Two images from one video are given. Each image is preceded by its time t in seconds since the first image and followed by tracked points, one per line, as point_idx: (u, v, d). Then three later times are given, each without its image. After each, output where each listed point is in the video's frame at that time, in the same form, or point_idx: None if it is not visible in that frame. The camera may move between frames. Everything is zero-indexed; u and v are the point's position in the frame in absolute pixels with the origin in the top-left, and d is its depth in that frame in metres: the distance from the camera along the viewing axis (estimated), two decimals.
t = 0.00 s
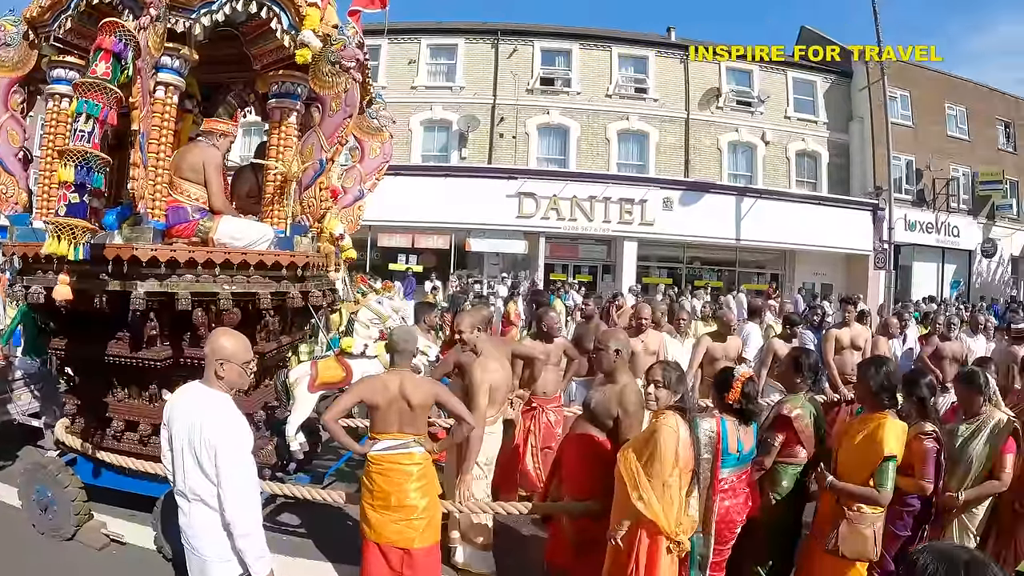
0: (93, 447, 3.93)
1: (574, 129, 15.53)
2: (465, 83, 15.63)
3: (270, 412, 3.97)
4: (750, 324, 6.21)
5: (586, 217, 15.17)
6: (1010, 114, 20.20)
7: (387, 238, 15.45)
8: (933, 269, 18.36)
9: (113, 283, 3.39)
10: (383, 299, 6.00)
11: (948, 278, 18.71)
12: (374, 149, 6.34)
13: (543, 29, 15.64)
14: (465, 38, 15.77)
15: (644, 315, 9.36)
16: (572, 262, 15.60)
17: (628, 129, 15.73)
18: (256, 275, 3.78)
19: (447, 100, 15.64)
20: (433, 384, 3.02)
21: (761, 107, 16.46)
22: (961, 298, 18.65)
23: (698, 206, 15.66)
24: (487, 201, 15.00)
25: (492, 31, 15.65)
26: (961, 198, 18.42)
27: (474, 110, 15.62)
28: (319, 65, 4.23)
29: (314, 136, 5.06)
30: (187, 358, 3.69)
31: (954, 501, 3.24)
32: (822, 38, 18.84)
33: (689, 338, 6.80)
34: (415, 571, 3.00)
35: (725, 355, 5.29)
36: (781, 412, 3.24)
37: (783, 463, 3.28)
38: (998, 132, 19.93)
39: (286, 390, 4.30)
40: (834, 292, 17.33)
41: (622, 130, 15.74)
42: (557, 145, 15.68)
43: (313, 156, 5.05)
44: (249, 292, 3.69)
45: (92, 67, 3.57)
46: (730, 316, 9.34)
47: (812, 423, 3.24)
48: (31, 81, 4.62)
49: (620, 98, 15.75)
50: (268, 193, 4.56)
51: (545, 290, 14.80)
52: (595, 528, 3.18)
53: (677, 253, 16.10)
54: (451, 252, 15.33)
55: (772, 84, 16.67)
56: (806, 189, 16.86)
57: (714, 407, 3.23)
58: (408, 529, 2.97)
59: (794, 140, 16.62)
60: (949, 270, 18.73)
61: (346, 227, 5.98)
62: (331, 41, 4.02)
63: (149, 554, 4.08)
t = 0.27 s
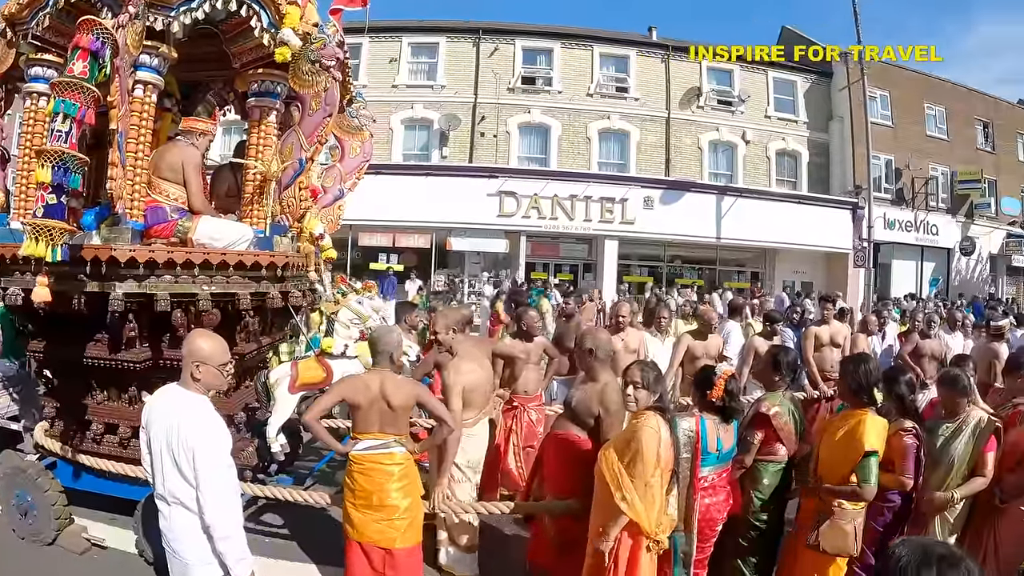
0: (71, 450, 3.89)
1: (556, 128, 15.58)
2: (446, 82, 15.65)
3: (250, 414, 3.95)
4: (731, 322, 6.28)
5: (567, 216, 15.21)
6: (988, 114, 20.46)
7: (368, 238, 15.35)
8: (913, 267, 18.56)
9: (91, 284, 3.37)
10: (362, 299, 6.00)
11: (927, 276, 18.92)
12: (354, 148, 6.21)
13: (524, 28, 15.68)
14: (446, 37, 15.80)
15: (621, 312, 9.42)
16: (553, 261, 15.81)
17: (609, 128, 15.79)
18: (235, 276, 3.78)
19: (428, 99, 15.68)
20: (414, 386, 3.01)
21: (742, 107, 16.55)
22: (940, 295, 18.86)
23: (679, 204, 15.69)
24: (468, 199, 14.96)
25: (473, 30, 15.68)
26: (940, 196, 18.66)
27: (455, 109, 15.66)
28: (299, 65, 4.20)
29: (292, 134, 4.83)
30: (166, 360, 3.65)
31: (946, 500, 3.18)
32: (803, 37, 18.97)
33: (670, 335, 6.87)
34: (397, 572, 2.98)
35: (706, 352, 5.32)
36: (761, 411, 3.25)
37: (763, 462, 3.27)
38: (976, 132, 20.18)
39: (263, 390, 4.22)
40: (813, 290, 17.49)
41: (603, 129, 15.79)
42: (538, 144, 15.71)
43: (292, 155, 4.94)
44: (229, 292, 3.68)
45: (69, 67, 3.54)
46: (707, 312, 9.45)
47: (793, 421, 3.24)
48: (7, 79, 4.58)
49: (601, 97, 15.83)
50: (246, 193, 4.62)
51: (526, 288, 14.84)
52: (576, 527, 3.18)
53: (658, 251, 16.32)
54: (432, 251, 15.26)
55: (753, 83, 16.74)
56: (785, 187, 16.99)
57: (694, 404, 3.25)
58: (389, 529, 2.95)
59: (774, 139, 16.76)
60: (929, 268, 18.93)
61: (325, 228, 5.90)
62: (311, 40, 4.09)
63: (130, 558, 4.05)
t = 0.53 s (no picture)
0: (47, 453, 3.84)
1: (534, 127, 15.67)
2: (425, 81, 15.70)
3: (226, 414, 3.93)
4: (709, 319, 6.32)
5: (545, 214, 15.33)
6: (965, 115, 20.69)
7: (346, 237, 15.32)
8: (888, 265, 18.86)
9: (65, 284, 3.32)
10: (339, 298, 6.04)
11: (904, 274, 19.15)
12: (331, 146, 6.31)
13: (503, 27, 15.74)
14: (426, 35, 15.82)
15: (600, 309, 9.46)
16: (531, 259, 15.81)
17: (587, 127, 15.91)
18: (209, 275, 3.77)
19: (407, 98, 15.69)
20: (380, 381, 2.97)
21: (721, 106, 16.66)
22: (917, 293, 19.09)
23: (657, 203, 15.84)
24: (447, 199, 15.11)
25: (453, 28, 15.72)
26: (917, 196, 18.92)
27: (435, 107, 15.70)
28: (275, 62, 4.31)
29: (269, 132, 4.97)
30: (142, 360, 3.61)
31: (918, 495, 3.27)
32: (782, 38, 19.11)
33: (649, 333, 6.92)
34: (373, 569, 2.96)
35: (684, 350, 5.36)
36: (738, 408, 3.24)
37: (740, 458, 3.28)
38: (953, 132, 20.42)
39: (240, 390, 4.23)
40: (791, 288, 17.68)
41: (581, 128, 15.92)
42: (516, 143, 15.79)
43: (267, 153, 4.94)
44: (204, 292, 3.66)
45: (42, 62, 3.45)
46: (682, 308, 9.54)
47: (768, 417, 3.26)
48: None
49: (580, 96, 15.90)
50: (222, 191, 4.70)
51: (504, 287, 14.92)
52: (554, 525, 3.19)
53: (636, 250, 16.43)
54: (410, 251, 15.39)
55: (731, 84, 16.91)
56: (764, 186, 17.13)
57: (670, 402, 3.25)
58: (364, 526, 2.93)
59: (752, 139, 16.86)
60: (906, 267, 19.18)
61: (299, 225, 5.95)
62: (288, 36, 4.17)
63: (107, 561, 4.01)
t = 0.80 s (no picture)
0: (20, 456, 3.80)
1: (512, 126, 15.82)
2: (403, 79, 15.78)
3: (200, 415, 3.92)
4: (684, 318, 6.40)
5: (523, 214, 15.41)
6: (940, 116, 21.04)
7: (323, 236, 15.26)
8: (865, 264, 19.12)
9: (37, 285, 3.26)
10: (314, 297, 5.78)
11: (880, 273, 19.40)
12: (305, 145, 6.36)
13: (481, 26, 15.87)
14: (404, 34, 15.93)
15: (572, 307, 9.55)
16: (509, 258, 15.93)
17: (564, 126, 16.11)
18: (182, 275, 3.80)
19: (385, 97, 15.74)
20: (339, 378, 2.95)
21: (698, 106, 17.06)
22: (893, 291, 19.34)
23: (635, 202, 16.09)
24: (424, 198, 15.06)
25: (431, 28, 15.84)
26: (893, 196, 19.23)
27: (413, 106, 15.78)
28: (250, 59, 4.45)
29: (242, 130, 4.89)
30: (115, 361, 3.62)
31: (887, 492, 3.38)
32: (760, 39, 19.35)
33: (625, 332, 7.00)
34: (347, 570, 2.94)
35: (660, 348, 5.42)
36: (712, 407, 3.27)
37: (715, 456, 3.32)
38: (927, 133, 20.76)
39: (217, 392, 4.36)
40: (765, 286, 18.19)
41: (558, 128, 16.10)
42: (494, 142, 15.93)
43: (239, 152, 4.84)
44: (177, 292, 3.70)
45: (11, 61, 3.36)
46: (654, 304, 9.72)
47: (742, 415, 3.28)
48: None
49: (558, 96, 16.13)
50: (196, 189, 4.75)
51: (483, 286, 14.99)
52: (530, 523, 3.21)
53: (615, 249, 16.68)
54: (388, 250, 15.35)
55: (707, 83, 17.31)
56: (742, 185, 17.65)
57: (643, 398, 3.27)
58: (334, 526, 2.92)
59: (729, 138, 17.31)
60: (882, 265, 19.45)
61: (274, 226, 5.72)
62: (261, 34, 4.39)
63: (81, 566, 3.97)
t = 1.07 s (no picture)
0: None
1: (489, 126, 15.96)
2: (380, 79, 15.85)
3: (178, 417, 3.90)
4: (659, 317, 6.48)
5: (499, 213, 15.58)
6: (916, 117, 21.30)
7: (299, 236, 15.36)
8: (840, 263, 19.39)
9: (8, 286, 3.21)
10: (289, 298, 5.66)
11: (855, 272, 19.70)
12: (281, 144, 6.44)
13: (459, 26, 15.99)
14: (382, 33, 15.99)
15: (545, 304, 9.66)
16: (486, 258, 16.14)
17: (542, 127, 16.24)
18: (155, 275, 3.80)
19: (362, 96, 15.81)
20: (314, 379, 2.96)
21: (675, 107, 17.23)
22: (867, 290, 19.63)
23: (611, 202, 16.27)
24: (400, 200, 15.20)
25: (409, 27, 15.91)
26: (868, 196, 19.40)
27: (390, 106, 15.85)
28: (225, 58, 4.48)
29: (217, 129, 4.96)
30: (89, 363, 3.58)
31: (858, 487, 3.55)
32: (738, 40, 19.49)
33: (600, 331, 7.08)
34: (323, 572, 2.93)
35: (635, 347, 5.45)
36: (684, 405, 3.25)
37: (689, 454, 3.34)
38: (903, 134, 20.99)
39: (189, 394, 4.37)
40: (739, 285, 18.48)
41: (536, 128, 16.24)
42: (472, 142, 16.06)
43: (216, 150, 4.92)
44: (151, 293, 3.70)
45: None
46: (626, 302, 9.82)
47: (715, 413, 3.26)
48: None
49: (535, 96, 16.24)
50: (170, 189, 4.74)
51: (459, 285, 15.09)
52: (507, 524, 3.20)
53: (590, 249, 16.83)
54: (365, 250, 15.44)
55: (684, 84, 17.47)
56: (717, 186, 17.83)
57: (622, 399, 3.36)
58: (309, 528, 2.91)
59: (706, 139, 17.52)
60: (857, 265, 19.74)
61: (251, 228, 5.70)
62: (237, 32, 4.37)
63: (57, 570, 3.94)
